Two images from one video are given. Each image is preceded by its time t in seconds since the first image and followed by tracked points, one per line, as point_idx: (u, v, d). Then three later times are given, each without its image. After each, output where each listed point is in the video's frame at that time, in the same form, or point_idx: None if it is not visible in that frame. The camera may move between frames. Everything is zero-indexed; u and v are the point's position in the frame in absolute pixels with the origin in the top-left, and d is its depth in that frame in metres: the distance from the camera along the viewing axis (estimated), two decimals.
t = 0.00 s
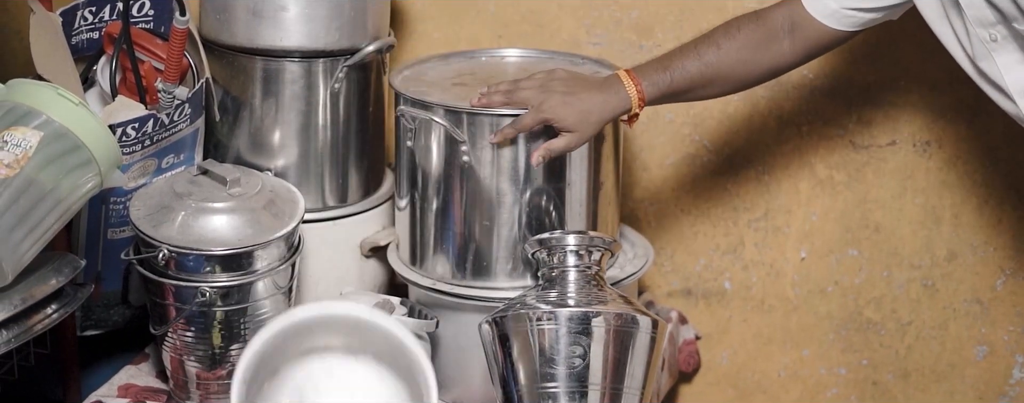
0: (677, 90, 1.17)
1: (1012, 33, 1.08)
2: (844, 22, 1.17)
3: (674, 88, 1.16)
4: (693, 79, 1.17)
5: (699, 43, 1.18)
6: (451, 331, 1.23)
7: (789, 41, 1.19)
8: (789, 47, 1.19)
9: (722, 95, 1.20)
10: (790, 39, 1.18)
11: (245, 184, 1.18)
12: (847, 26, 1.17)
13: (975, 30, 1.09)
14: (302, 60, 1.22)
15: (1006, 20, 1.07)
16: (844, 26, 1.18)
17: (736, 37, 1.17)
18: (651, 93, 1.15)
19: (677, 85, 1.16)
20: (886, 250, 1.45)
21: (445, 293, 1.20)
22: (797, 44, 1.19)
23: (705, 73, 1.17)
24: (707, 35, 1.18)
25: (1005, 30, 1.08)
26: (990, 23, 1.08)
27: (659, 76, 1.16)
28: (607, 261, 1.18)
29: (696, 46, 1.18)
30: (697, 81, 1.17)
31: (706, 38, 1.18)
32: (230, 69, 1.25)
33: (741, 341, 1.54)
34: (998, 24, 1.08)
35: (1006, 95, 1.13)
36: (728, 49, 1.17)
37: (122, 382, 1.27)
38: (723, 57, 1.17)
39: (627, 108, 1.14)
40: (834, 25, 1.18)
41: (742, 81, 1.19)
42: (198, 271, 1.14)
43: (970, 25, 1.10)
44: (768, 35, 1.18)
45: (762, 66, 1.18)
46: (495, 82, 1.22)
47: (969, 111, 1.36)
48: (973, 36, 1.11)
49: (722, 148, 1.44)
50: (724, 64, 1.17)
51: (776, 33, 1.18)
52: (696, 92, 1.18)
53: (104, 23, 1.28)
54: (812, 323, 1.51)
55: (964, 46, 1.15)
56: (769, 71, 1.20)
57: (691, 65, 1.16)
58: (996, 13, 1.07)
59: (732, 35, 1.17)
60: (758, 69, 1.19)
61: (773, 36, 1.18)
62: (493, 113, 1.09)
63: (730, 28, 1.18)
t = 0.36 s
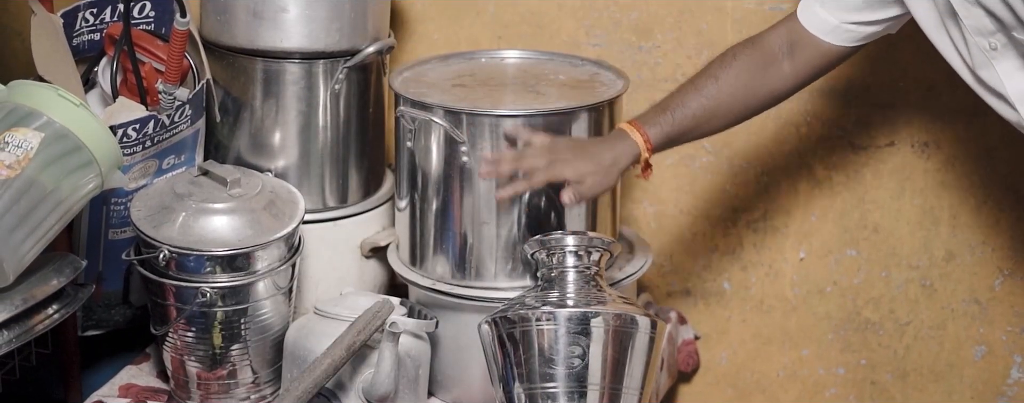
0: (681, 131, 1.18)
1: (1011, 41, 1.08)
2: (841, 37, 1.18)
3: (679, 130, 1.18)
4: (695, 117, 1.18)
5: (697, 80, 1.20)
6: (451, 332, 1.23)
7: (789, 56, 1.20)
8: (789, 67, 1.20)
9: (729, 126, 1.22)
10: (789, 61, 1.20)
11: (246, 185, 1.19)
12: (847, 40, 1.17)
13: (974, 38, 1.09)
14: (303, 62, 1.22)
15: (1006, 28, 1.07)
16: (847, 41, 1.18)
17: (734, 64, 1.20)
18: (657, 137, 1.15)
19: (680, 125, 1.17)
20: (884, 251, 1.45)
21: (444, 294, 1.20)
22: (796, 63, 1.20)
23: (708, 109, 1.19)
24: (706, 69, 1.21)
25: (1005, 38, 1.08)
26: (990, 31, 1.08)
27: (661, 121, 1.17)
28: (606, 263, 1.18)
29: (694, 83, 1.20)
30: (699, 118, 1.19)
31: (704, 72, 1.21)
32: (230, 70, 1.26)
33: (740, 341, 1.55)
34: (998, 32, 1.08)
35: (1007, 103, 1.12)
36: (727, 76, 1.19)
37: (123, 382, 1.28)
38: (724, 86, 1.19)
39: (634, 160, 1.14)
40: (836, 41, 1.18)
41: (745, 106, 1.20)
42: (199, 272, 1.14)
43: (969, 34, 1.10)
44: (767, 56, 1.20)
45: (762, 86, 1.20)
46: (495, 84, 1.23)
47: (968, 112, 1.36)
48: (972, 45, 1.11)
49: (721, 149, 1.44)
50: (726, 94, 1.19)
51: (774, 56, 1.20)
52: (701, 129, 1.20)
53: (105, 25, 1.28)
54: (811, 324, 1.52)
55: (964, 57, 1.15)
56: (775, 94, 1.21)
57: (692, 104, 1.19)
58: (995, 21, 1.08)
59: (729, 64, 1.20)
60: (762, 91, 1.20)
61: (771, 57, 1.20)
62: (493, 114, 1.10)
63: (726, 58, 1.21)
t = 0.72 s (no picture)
0: (708, 197, 1.11)
1: (1012, 59, 1.03)
2: (846, 69, 1.11)
3: (704, 195, 1.10)
4: (717, 177, 1.11)
5: (707, 143, 1.12)
6: (453, 331, 1.24)
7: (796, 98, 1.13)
8: (799, 109, 1.13)
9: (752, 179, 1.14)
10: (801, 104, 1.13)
11: (249, 185, 1.19)
12: (853, 71, 1.11)
13: (973, 58, 1.04)
14: (306, 62, 1.22)
15: (1006, 46, 1.02)
16: (854, 74, 1.12)
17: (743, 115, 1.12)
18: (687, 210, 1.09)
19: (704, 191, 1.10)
20: (885, 251, 1.46)
21: (447, 293, 1.21)
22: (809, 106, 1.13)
23: (728, 169, 1.11)
24: (714, 130, 1.13)
25: (1005, 57, 1.03)
26: (990, 51, 1.03)
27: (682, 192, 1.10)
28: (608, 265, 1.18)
29: (703, 148, 1.12)
30: (720, 176, 1.11)
31: (711, 133, 1.13)
32: (233, 70, 1.26)
33: (741, 341, 1.56)
34: (998, 51, 1.03)
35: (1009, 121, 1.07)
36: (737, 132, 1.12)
37: (127, 381, 1.28)
38: (738, 143, 1.11)
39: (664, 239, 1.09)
40: (843, 75, 1.11)
41: (763, 150, 1.13)
42: (202, 271, 1.14)
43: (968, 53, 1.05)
44: (777, 104, 1.12)
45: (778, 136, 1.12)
46: (497, 84, 1.23)
47: (969, 112, 1.36)
48: (972, 64, 1.06)
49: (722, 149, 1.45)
50: (743, 148, 1.12)
51: (782, 102, 1.13)
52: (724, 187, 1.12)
53: (109, 26, 1.29)
54: (812, 323, 1.52)
55: (966, 77, 1.10)
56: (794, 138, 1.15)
57: (709, 168, 1.11)
58: (996, 39, 1.02)
59: (737, 121, 1.12)
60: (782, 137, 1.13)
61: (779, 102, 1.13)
62: (495, 114, 1.11)
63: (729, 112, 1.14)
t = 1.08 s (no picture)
0: (726, 247, 1.11)
1: (1012, 79, 1.02)
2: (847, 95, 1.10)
3: (719, 247, 1.10)
4: (730, 227, 1.11)
5: (715, 193, 1.12)
6: (455, 330, 1.24)
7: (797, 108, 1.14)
8: (802, 152, 1.12)
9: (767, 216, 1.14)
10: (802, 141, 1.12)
11: (252, 185, 1.20)
12: (854, 97, 1.10)
13: (974, 80, 1.03)
14: (308, 63, 1.23)
15: (1006, 66, 1.02)
16: (855, 100, 1.11)
17: (745, 162, 1.12)
18: (704, 267, 1.09)
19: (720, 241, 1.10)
20: (884, 251, 1.46)
21: (448, 292, 1.22)
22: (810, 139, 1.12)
23: (740, 219, 1.11)
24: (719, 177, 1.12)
25: (1006, 77, 1.03)
26: (990, 71, 1.02)
27: (697, 248, 1.10)
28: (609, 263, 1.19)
29: (712, 198, 1.12)
30: (733, 227, 1.11)
31: (718, 183, 1.12)
32: (236, 71, 1.27)
33: (741, 340, 1.57)
34: (998, 71, 1.02)
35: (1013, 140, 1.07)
36: (744, 181, 1.11)
37: (131, 380, 1.29)
38: (745, 191, 1.11)
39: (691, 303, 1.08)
40: (845, 103, 1.11)
41: (772, 195, 1.12)
42: (205, 270, 1.15)
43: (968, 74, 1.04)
44: (780, 144, 1.12)
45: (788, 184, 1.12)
46: (498, 84, 1.24)
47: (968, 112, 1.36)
48: (973, 85, 1.05)
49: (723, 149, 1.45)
50: (752, 190, 1.11)
51: (786, 138, 1.12)
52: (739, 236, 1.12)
53: (112, 26, 1.30)
54: (812, 323, 1.53)
55: (967, 97, 1.09)
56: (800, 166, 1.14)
57: (721, 220, 1.10)
58: (996, 60, 1.02)
59: (742, 168, 1.11)
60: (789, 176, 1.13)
61: (782, 145, 1.12)
62: (497, 114, 1.11)
63: (732, 159, 1.13)
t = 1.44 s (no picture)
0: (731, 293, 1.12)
1: (1017, 103, 1.03)
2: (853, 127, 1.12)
3: (725, 295, 1.11)
4: (735, 274, 1.12)
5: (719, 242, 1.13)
6: (458, 330, 1.25)
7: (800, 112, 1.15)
8: (806, 191, 1.14)
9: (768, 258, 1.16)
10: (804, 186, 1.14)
11: (256, 185, 1.20)
12: (859, 130, 1.12)
13: (979, 105, 1.04)
14: (312, 64, 1.24)
15: (1010, 90, 1.02)
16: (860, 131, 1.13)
17: (750, 209, 1.13)
18: (710, 316, 1.10)
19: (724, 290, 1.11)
20: (884, 251, 1.47)
21: (451, 292, 1.22)
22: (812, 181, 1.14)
23: (745, 266, 1.12)
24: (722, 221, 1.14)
25: (1011, 100, 1.03)
26: (994, 95, 1.03)
27: (702, 298, 1.11)
28: (611, 263, 1.19)
29: (716, 248, 1.13)
30: (738, 273, 1.12)
31: (722, 230, 1.14)
32: (240, 72, 1.28)
33: (742, 340, 1.58)
34: (1002, 96, 1.03)
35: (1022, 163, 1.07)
36: (747, 228, 1.13)
37: (135, 380, 1.30)
38: (749, 237, 1.12)
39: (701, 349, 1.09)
40: (851, 134, 1.13)
41: (775, 240, 1.14)
42: (210, 271, 1.16)
43: (972, 100, 1.05)
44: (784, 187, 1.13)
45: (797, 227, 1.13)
46: (501, 86, 1.24)
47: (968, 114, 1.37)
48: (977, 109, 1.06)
49: (724, 150, 1.46)
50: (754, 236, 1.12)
51: (789, 179, 1.13)
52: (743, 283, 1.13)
53: (117, 28, 1.31)
54: (813, 323, 1.54)
55: (973, 122, 1.10)
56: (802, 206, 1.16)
57: (726, 268, 1.11)
58: (999, 84, 1.02)
59: (745, 215, 1.13)
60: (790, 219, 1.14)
61: (786, 188, 1.13)
62: (500, 116, 1.12)
63: (735, 206, 1.14)
